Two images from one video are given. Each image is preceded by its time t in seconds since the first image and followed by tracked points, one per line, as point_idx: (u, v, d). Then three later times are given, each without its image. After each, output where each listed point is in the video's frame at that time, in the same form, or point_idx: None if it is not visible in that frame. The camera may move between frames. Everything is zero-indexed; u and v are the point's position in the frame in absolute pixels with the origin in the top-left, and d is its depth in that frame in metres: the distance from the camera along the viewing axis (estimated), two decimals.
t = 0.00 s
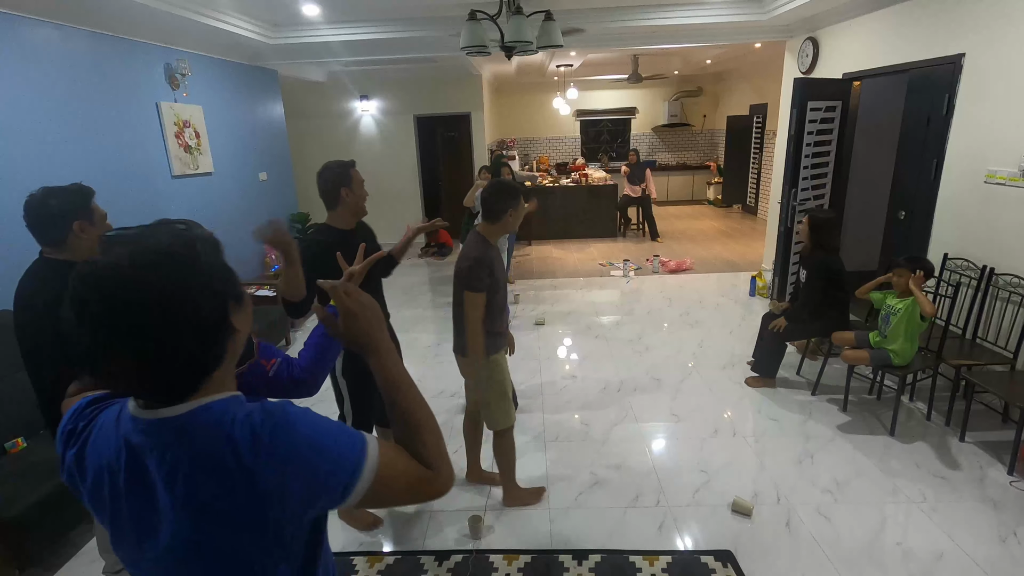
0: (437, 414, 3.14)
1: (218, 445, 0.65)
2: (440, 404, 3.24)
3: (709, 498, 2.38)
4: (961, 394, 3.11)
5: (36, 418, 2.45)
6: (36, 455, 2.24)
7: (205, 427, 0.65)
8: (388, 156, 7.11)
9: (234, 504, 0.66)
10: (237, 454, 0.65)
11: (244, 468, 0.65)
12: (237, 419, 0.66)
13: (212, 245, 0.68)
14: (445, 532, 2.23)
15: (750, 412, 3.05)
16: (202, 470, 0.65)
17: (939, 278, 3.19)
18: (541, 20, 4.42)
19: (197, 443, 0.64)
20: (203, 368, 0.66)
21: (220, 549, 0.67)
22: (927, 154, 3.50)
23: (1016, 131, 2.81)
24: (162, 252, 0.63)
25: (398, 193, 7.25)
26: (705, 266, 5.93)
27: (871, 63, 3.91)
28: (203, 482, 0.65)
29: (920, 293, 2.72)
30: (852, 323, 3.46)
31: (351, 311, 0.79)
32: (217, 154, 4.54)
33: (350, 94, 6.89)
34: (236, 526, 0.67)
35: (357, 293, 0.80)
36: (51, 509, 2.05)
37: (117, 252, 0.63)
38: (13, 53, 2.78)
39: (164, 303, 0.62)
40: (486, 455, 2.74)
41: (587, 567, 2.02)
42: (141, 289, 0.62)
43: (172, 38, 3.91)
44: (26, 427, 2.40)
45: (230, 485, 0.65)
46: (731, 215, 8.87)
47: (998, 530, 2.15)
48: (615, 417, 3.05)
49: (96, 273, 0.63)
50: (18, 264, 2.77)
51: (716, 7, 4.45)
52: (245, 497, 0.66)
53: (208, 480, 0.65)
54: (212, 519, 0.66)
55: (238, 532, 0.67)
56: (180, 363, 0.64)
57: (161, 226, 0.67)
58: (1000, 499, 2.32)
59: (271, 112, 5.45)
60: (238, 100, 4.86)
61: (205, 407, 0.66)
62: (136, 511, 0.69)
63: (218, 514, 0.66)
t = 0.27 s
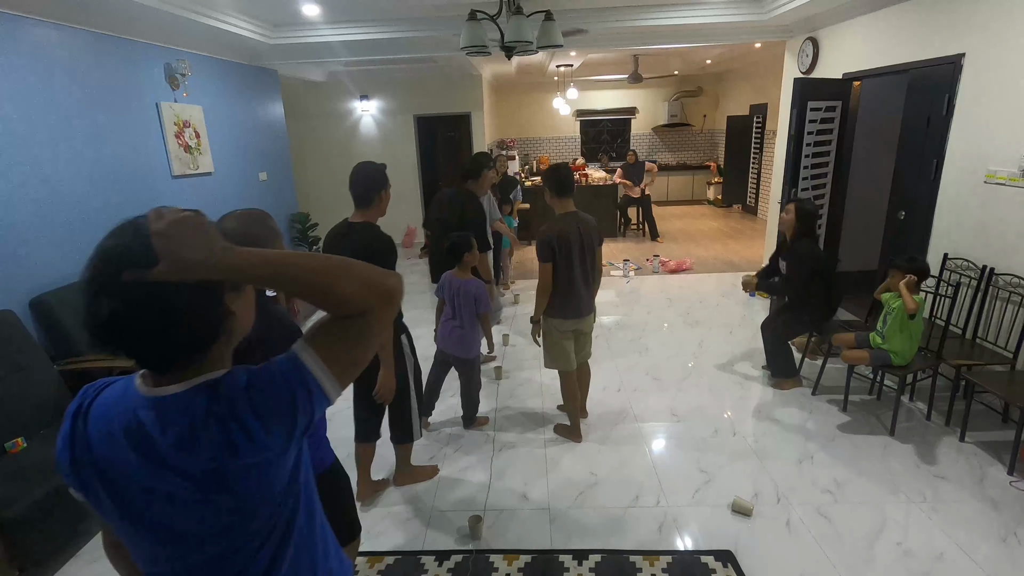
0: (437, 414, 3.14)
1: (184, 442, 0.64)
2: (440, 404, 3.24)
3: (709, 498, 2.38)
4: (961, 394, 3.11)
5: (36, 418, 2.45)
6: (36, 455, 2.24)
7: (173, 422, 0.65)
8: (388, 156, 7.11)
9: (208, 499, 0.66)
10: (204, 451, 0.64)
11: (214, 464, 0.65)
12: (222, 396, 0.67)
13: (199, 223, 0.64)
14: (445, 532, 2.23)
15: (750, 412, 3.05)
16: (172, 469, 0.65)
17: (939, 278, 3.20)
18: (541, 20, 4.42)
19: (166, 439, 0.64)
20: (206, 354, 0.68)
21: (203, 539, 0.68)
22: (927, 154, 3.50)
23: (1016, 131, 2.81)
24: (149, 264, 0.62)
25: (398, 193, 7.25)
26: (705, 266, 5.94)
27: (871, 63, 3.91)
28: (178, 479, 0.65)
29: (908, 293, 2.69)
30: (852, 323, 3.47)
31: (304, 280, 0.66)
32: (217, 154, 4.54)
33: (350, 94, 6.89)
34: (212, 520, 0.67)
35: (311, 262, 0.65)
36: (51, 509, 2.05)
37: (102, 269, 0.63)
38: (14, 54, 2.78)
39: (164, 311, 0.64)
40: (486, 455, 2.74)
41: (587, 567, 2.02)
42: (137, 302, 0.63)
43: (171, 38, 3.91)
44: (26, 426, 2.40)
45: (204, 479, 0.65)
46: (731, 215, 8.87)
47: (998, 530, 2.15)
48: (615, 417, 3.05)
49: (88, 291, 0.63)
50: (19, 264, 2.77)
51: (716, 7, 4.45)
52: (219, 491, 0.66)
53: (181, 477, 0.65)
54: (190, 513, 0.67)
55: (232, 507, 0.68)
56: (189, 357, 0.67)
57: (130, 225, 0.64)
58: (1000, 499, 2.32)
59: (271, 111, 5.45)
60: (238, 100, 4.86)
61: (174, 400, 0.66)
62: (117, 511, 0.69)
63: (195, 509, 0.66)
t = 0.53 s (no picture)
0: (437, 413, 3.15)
1: (232, 427, 0.66)
2: (441, 404, 3.24)
3: (709, 498, 2.38)
4: (961, 394, 3.11)
5: (37, 418, 2.45)
6: (37, 455, 2.24)
7: (223, 403, 0.67)
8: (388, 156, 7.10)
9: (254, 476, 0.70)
10: (251, 436, 0.66)
11: (263, 447, 0.67)
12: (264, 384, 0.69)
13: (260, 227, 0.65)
14: (445, 532, 2.23)
15: (750, 412, 3.06)
16: (221, 450, 0.67)
17: (939, 278, 3.20)
18: (541, 20, 4.42)
19: (215, 422, 0.66)
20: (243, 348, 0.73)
21: (249, 514, 0.72)
22: (927, 154, 3.50)
23: (1016, 131, 2.81)
24: (209, 258, 0.66)
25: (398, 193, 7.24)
26: (705, 266, 5.94)
27: (871, 62, 3.92)
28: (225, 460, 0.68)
29: (907, 293, 2.70)
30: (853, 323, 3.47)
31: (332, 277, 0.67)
32: (217, 154, 4.54)
33: (350, 94, 6.88)
34: (260, 496, 0.71)
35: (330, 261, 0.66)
36: (52, 508, 2.06)
37: (163, 256, 0.67)
38: (14, 54, 2.78)
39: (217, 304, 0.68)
40: (486, 455, 2.74)
41: (587, 567, 2.02)
42: (190, 291, 0.67)
43: (171, 38, 3.91)
44: (27, 426, 2.40)
45: (251, 460, 0.68)
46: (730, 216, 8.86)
47: (998, 531, 2.15)
48: (615, 417, 3.05)
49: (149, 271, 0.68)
50: (19, 264, 2.77)
51: (716, 7, 4.45)
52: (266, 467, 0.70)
53: (229, 458, 0.68)
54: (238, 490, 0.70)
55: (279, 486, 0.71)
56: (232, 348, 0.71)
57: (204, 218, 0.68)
58: (1000, 499, 2.32)
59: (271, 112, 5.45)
60: (237, 100, 4.86)
61: (223, 384, 0.69)
62: (168, 492, 0.72)
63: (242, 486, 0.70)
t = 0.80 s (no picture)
0: (437, 413, 3.15)
1: (268, 416, 0.68)
2: (441, 404, 3.25)
3: (708, 498, 2.38)
4: (961, 394, 3.11)
5: (37, 418, 2.45)
6: (37, 455, 2.24)
7: (258, 394, 0.69)
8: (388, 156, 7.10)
9: (288, 464, 0.72)
10: (286, 425, 0.68)
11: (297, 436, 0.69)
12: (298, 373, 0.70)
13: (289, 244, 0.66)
14: (446, 532, 2.23)
15: (750, 411, 3.05)
16: (257, 439, 0.69)
17: (939, 278, 3.20)
18: (541, 20, 4.42)
19: (252, 411, 0.68)
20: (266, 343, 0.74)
21: (283, 501, 0.74)
22: (928, 154, 3.50)
23: (1016, 131, 2.82)
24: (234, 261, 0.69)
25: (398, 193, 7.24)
26: (705, 266, 5.94)
27: (871, 62, 3.92)
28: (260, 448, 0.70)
29: (908, 293, 2.70)
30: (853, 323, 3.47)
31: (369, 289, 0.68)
32: (217, 155, 4.54)
33: (350, 94, 6.88)
34: (294, 484, 0.73)
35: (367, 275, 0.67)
36: (52, 508, 2.06)
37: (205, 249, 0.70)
38: (14, 54, 2.78)
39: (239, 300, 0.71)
40: (486, 455, 2.74)
41: (587, 567, 2.02)
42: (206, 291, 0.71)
43: (171, 38, 3.91)
44: (27, 426, 2.40)
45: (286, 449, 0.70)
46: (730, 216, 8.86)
47: (998, 531, 2.15)
48: (615, 416, 3.05)
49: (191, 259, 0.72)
50: (19, 265, 2.77)
51: (717, 7, 4.45)
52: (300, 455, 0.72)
53: (265, 446, 0.70)
54: (272, 477, 0.72)
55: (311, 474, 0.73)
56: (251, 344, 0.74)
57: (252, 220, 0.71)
58: (1000, 499, 2.32)
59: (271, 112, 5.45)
60: (237, 100, 4.86)
61: (259, 374, 0.71)
62: (205, 481, 0.74)
63: (276, 474, 0.72)
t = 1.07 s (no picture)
0: (437, 413, 3.15)
1: (290, 411, 0.69)
2: (441, 404, 3.25)
3: (708, 498, 2.38)
4: (961, 394, 3.11)
5: (37, 418, 2.45)
6: (38, 455, 2.24)
7: (281, 389, 0.70)
8: (387, 156, 7.10)
9: (309, 458, 0.72)
10: (307, 421, 0.69)
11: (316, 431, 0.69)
12: (319, 369, 0.71)
13: (304, 285, 0.66)
14: (446, 532, 2.23)
15: (751, 411, 3.06)
16: (280, 433, 0.70)
17: (939, 278, 3.20)
18: (541, 20, 4.42)
19: (275, 405, 0.69)
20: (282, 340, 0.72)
21: (304, 494, 0.75)
22: (928, 154, 3.50)
23: (1016, 131, 2.82)
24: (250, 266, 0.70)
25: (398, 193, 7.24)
26: (705, 266, 5.94)
27: (871, 62, 3.92)
28: (282, 442, 0.71)
29: (909, 292, 2.70)
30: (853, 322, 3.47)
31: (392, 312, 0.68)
32: (217, 154, 4.54)
33: (350, 94, 6.88)
34: (316, 478, 0.74)
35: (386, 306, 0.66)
36: (53, 508, 2.06)
37: (234, 248, 0.70)
38: (14, 54, 2.78)
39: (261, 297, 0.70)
40: (486, 454, 2.75)
41: (587, 567, 2.02)
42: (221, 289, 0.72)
43: (171, 38, 3.91)
44: (27, 426, 2.40)
45: (309, 443, 0.71)
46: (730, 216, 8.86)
47: (998, 530, 2.15)
48: (616, 416, 3.05)
49: (217, 257, 0.72)
50: (19, 264, 2.77)
51: (716, 7, 4.45)
52: (320, 450, 0.72)
53: (287, 441, 0.71)
54: (294, 471, 0.73)
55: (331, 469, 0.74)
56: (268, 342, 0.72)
57: (287, 224, 0.72)
58: (1000, 499, 2.32)
59: (271, 111, 5.45)
60: (238, 100, 4.86)
61: (282, 371, 0.72)
62: (230, 476, 0.76)
63: (298, 468, 0.73)
